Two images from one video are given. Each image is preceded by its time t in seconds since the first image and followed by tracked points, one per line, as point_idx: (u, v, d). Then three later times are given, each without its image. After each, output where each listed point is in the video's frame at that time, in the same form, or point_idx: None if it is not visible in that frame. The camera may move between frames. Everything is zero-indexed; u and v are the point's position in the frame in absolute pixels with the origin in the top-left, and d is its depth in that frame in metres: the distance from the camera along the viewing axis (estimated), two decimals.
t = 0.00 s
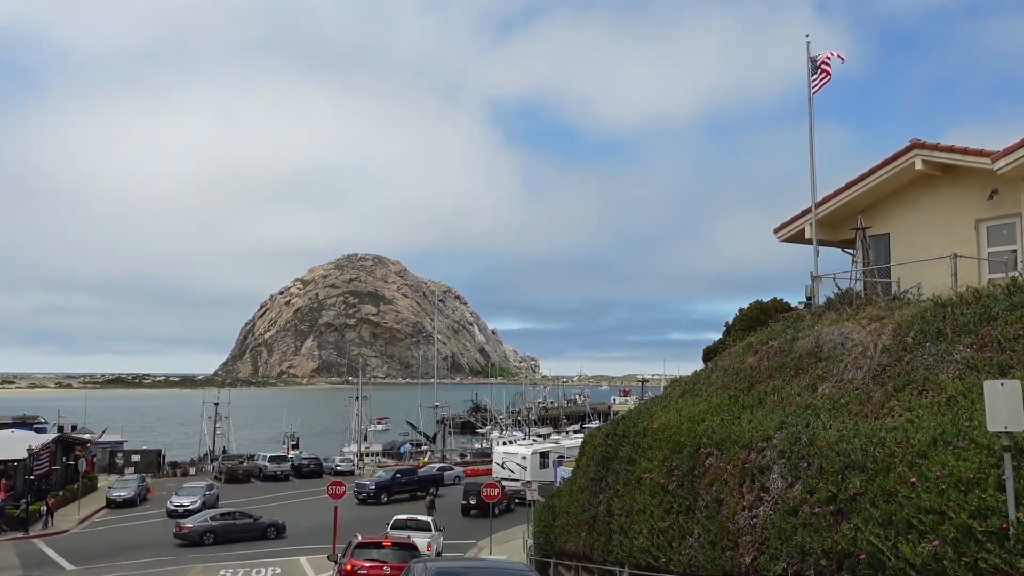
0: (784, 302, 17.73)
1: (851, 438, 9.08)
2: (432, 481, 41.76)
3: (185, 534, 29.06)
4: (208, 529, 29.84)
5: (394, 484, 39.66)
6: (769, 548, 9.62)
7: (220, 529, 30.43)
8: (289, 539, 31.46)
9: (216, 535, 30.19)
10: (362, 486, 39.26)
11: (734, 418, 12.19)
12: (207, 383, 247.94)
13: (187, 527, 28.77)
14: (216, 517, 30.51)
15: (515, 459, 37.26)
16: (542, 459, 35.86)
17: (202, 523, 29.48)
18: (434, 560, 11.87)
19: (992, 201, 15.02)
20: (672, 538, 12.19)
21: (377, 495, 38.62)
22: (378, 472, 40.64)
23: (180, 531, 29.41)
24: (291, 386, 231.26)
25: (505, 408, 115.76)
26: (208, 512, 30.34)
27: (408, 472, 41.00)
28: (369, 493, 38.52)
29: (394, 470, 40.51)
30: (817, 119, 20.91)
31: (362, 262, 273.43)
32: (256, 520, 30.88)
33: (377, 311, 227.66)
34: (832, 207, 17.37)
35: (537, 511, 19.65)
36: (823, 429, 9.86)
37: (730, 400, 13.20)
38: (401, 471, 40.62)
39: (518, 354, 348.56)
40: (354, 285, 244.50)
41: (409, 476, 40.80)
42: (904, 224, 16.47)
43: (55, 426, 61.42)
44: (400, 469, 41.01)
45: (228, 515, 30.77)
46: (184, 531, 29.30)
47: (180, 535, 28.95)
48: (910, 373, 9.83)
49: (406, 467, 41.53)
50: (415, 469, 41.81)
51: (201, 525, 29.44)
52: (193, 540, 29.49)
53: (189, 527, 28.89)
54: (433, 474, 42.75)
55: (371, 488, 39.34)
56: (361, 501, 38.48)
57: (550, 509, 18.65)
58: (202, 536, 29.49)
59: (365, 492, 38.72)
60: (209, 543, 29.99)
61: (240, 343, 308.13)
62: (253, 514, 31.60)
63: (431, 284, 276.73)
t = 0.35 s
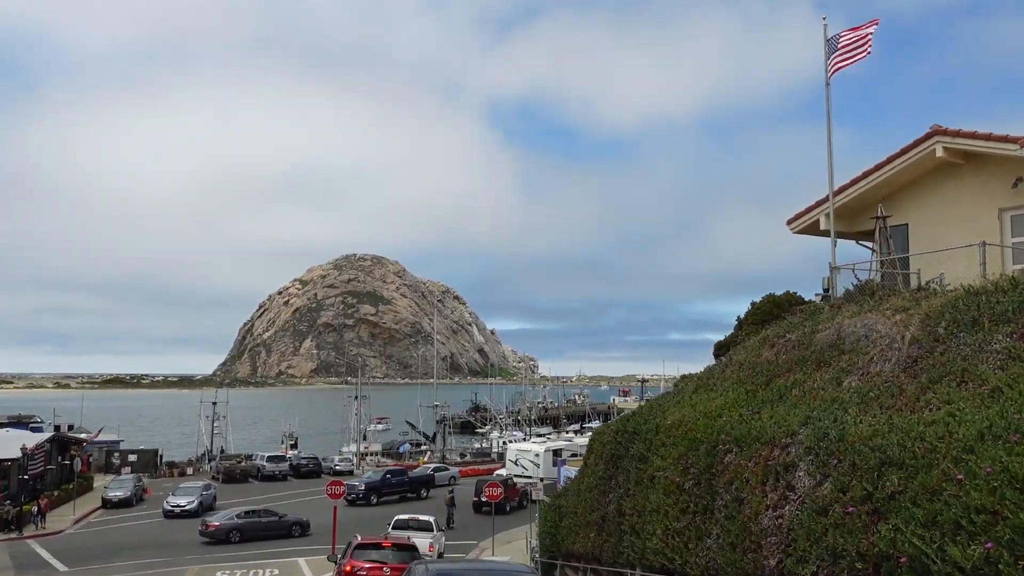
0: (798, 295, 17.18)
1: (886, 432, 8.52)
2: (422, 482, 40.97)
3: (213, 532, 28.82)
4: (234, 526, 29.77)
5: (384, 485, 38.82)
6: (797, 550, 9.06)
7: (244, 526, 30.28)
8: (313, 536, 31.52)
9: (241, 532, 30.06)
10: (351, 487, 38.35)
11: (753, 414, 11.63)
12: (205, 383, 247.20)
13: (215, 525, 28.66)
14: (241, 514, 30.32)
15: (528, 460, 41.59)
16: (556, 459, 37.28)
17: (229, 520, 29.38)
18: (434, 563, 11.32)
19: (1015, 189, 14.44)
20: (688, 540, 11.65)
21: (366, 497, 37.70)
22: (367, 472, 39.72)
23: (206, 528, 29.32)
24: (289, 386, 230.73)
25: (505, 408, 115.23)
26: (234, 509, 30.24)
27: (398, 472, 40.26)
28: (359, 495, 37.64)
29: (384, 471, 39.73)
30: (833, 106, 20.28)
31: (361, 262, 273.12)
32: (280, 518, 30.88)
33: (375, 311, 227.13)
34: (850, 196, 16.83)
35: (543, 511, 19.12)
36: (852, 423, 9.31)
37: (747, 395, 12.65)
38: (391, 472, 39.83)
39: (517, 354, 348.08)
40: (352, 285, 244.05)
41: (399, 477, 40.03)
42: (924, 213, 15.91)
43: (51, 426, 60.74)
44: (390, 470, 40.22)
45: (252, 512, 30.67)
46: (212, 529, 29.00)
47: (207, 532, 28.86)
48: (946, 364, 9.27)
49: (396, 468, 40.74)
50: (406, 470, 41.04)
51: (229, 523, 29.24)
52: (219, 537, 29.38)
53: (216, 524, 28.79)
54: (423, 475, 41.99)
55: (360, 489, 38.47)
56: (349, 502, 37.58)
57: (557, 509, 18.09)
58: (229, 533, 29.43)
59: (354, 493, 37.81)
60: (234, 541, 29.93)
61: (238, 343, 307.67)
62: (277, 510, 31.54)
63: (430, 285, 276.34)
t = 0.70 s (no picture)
0: (813, 287, 16.65)
1: (925, 427, 7.98)
2: (413, 484, 40.32)
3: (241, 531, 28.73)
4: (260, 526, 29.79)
5: (375, 485, 38.15)
6: (827, 552, 8.52)
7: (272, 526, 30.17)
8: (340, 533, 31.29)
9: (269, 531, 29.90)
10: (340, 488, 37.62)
11: (775, 409, 11.08)
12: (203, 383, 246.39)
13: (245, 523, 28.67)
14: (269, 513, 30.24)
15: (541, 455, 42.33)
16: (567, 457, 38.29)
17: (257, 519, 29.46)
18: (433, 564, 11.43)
19: None
20: (707, 541, 11.09)
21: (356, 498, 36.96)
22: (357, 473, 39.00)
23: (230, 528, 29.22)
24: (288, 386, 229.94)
25: (505, 408, 114.60)
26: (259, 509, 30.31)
27: (388, 473, 39.51)
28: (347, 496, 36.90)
29: (374, 472, 39.07)
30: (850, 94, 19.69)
31: (360, 262, 272.38)
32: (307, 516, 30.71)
33: (374, 312, 226.44)
34: (867, 185, 16.28)
35: (549, 512, 18.57)
36: (885, 418, 8.76)
37: (766, 389, 12.10)
38: (381, 473, 39.17)
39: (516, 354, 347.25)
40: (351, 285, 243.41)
41: (390, 478, 39.36)
42: (944, 202, 15.42)
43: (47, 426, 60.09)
44: (380, 470, 39.55)
45: (280, 511, 30.55)
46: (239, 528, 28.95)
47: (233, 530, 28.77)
48: (987, 356, 8.74)
49: (385, 469, 40.10)
50: (396, 472, 40.39)
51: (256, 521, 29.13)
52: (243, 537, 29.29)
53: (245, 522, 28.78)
54: (413, 477, 41.33)
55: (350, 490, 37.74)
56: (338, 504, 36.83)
57: (564, 509, 17.55)
58: (256, 532, 29.38)
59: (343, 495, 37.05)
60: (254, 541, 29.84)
61: (237, 343, 306.94)
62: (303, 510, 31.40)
63: (429, 285, 275.64)
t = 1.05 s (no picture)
0: (829, 279, 16.11)
1: (972, 421, 7.41)
2: (404, 484, 39.89)
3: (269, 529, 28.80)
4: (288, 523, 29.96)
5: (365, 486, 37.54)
6: (863, 555, 7.96)
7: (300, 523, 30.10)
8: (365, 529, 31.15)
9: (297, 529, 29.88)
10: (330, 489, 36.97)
11: (799, 402, 10.51)
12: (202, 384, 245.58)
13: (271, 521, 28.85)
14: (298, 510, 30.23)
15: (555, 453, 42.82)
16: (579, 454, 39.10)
17: (284, 516, 29.61)
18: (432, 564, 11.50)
19: None
20: (727, 543, 10.52)
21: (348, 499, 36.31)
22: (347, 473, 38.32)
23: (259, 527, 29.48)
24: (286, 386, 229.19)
25: (505, 408, 114.08)
26: (285, 507, 30.45)
27: (379, 474, 38.87)
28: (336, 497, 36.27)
29: (365, 472, 38.46)
30: (869, 80, 19.08)
31: (359, 262, 271.77)
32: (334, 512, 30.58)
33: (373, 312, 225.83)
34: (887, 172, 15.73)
35: (556, 511, 18.04)
36: (925, 411, 8.20)
37: (787, 382, 11.52)
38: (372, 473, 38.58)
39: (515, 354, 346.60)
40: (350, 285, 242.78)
41: (381, 478, 38.74)
42: (966, 190, 14.89)
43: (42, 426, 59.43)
44: (370, 471, 38.92)
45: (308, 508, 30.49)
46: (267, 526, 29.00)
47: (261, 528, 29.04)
48: None
49: (376, 469, 39.49)
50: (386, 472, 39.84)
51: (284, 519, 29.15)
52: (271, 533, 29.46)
53: (274, 519, 28.97)
54: (403, 477, 40.84)
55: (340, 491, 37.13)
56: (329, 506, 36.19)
57: (573, 509, 16.99)
58: (284, 530, 29.54)
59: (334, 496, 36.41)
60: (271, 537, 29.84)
61: (236, 343, 306.16)
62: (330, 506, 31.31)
63: (428, 285, 275.02)
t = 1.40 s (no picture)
0: (846, 271, 15.60)
1: None
2: (394, 484, 39.13)
3: (296, 527, 28.79)
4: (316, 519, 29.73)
5: (356, 487, 36.93)
6: (905, 557, 7.40)
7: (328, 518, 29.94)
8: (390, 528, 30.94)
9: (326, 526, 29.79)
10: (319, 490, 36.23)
11: (825, 396, 9.94)
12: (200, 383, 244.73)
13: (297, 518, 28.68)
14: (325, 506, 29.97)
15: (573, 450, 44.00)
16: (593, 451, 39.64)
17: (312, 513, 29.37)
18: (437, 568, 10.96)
19: None
20: (750, 545, 9.97)
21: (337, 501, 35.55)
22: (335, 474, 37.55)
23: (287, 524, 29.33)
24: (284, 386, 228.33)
25: (504, 408, 113.45)
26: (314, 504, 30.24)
27: (369, 474, 38.23)
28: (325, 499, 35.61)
29: (354, 473, 37.73)
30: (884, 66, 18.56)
31: (357, 262, 271.08)
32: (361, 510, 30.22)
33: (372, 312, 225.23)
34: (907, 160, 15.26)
35: (564, 511, 17.50)
36: (970, 403, 7.65)
37: (811, 375, 10.96)
38: (362, 474, 37.88)
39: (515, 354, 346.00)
40: (349, 284, 242.15)
41: (371, 479, 38.10)
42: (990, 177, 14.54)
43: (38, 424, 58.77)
44: (360, 471, 38.24)
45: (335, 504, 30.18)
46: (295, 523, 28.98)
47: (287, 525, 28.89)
48: None
49: (365, 470, 38.80)
50: (375, 473, 39.14)
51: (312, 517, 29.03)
52: (298, 530, 29.30)
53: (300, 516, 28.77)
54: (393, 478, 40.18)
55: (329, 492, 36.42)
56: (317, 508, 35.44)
57: (582, 509, 16.44)
58: (313, 526, 29.31)
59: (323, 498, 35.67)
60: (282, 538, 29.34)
61: (234, 343, 305.34)
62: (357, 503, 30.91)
63: (427, 286, 274.41)
